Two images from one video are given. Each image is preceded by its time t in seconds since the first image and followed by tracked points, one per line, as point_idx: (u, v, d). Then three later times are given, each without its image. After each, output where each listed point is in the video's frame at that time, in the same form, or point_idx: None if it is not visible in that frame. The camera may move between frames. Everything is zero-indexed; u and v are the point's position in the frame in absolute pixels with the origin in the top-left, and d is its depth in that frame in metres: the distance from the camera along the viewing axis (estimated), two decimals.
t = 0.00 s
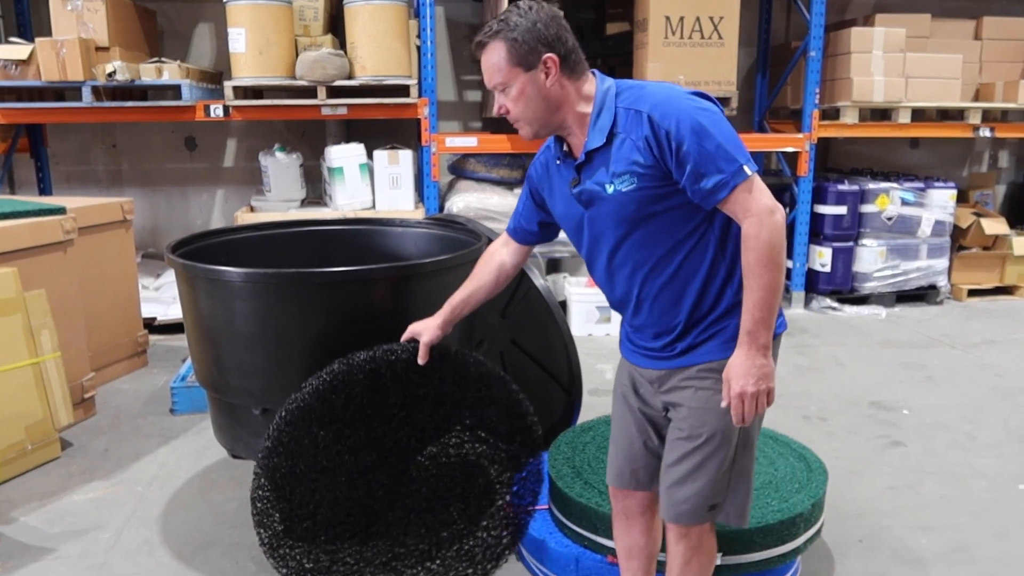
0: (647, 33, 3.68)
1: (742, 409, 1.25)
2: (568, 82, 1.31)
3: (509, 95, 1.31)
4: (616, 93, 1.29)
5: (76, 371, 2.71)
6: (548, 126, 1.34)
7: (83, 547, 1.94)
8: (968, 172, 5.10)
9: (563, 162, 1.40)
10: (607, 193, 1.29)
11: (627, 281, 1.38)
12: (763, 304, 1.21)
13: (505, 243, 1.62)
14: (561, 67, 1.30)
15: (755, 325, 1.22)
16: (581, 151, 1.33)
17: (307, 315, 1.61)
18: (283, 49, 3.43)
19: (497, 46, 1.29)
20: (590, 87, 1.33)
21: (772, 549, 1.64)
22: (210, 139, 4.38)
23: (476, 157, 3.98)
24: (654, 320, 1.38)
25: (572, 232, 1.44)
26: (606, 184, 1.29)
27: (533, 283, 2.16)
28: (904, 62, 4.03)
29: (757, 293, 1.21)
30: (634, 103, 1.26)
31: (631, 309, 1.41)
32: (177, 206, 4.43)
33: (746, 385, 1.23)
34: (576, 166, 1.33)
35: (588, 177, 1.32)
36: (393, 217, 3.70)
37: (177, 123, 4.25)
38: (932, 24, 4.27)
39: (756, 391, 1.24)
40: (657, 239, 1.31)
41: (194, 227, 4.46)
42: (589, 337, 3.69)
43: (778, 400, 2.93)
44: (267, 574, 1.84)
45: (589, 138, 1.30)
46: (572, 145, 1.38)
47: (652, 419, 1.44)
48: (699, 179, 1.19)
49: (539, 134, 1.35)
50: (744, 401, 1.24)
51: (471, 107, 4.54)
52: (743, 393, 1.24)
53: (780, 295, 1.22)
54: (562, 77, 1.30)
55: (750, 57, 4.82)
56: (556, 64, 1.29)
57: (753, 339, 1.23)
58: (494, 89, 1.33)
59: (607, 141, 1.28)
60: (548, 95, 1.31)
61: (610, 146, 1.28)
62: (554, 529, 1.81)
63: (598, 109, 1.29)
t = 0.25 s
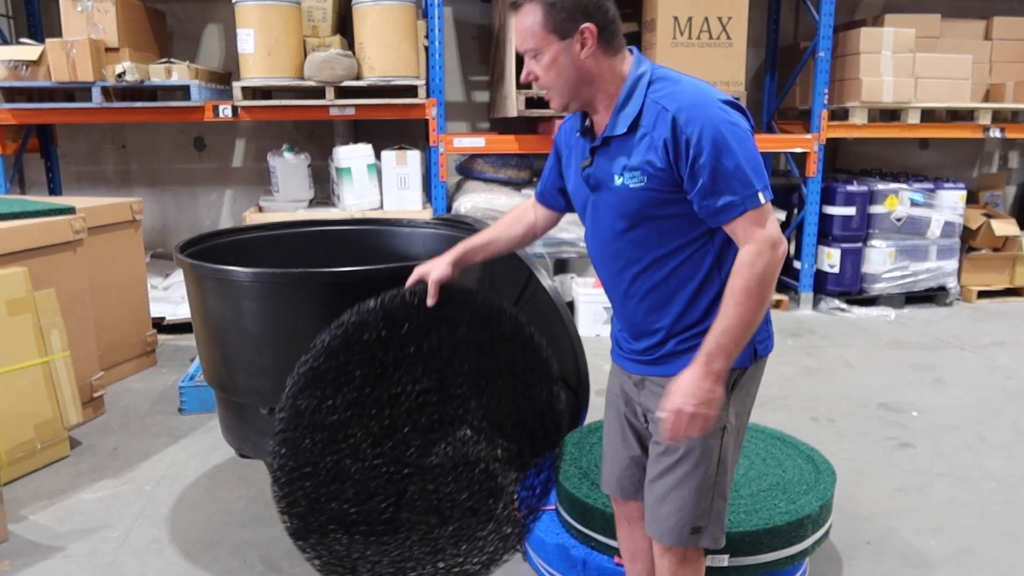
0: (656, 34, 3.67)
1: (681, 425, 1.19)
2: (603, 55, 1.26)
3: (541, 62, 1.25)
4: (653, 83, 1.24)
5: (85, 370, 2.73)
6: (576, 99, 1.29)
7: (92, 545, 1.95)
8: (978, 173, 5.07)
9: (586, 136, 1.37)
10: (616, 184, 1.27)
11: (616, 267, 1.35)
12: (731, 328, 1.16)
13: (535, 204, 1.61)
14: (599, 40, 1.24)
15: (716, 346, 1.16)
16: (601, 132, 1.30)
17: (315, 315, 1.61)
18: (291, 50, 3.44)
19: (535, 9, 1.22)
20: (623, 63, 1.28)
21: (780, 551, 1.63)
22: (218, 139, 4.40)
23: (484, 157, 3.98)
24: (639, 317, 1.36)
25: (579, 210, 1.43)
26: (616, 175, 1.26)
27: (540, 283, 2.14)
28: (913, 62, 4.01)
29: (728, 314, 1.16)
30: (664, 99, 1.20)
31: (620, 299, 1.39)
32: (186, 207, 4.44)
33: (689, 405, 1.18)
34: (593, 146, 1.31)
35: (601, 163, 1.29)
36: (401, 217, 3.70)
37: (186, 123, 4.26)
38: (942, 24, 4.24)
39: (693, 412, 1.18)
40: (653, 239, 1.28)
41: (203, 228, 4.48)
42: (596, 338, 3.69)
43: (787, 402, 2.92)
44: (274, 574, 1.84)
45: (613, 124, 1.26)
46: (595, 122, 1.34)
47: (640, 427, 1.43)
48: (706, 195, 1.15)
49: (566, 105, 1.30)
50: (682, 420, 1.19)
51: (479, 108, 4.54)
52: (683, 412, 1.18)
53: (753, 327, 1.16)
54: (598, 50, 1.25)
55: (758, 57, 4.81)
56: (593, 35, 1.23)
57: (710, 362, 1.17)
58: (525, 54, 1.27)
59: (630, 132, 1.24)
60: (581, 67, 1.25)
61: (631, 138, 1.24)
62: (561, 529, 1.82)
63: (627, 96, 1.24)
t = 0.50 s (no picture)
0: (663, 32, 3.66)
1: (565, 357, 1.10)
2: (643, 30, 1.22)
3: (579, 31, 1.20)
4: (688, 73, 1.21)
5: (93, 368, 2.74)
6: (610, 73, 1.25)
7: (100, 542, 1.96)
8: (987, 172, 5.04)
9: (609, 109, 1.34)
10: (624, 165, 1.26)
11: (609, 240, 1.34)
12: (658, 304, 1.11)
13: (553, 170, 1.60)
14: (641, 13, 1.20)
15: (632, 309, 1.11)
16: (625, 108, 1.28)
17: (322, 312, 1.61)
18: (299, 49, 3.45)
19: None
20: (661, 40, 1.25)
21: (787, 551, 1.62)
22: (226, 138, 4.41)
23: (491, 156, 3.98)
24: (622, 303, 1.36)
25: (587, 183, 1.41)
26: (626, 156, 1.25)
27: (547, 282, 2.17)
28: (922, 60, 3.98)
29: (664, 290, 1.12)
30: (694, 90, 1.17)
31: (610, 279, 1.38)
32: (194, 205, 4.46)
33: (575, 342, 1.10)
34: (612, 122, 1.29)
35: (615, 142, 1.28)
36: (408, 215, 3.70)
37: (194, 122, 4.28)
38: (952, 22, 4.21)
39: (573, 339, 1.10)
40: (648, 225, 1.27)
41: (211, 226, 4.50)
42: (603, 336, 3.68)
43: (795, 401, 2.91)
44: (281, 571, 1.85)
45: (639, 103, 1.24)
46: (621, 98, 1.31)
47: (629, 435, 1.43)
48: (703, 196, 1.14)
49: (599, 77, 1.25)
50: (555, 352, 1.10)
51: (486, 106, 4.54)
52: (568, 348, 1.10)
53: (684, 313, 1.12)
54: (639, 24, 1.21)
55: (766, 56, 4.79)
56: (637, 7, 1.19)
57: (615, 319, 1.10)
58: (562, 21, 1.22)
59: (652, 117, 1.22)
60: (621, 40, 1.21)
61: (652, 123, 1.22)
62: (568, 529, 1.82)
63: (660, 78, 1.22)
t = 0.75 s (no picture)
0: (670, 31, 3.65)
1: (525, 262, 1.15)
2: (662, 21, 1.22)
3: (603, 18, 1.19)
4: (701, 66, 1.22)
5: (100, 366, 2.75)
6: (630, 62, 1.24)
7: (107, 540, 1.97)
8: (996, 172, 5.02)
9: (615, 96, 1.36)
10: (628, 149, 1.27)
11: (604, 221, 1.34)
12: (635, 254, 1.12)
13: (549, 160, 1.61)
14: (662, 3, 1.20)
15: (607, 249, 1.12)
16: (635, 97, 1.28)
17: (328, 312, 1.61)
18: (305, 48, 3.46)
19: None
20: (675, 32, 1.26)
21: (791, 552, 1.62)
22: (233, 137, 4.42)
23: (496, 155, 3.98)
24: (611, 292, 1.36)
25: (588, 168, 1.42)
26: (630, 141, 1.26)
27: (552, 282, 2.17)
28: (930, 60, 3.97)
29: (638, 241, 1.12)
30: (704, 82, 1.19)
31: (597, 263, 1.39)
32: (201, 205, 4.47)
33: (541, 248, 1.13)
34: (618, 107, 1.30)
35: (621, 127, 1.29)
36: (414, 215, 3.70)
37: (201, 121, 4.29)
38: (960, 21, 4.19)
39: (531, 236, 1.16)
40: (644, 209, 1.27)
41: (217, 225, 4.51)
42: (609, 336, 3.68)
43: (801, 402, 2.90)
44: (287, 570, 1.85)
45: (650, 91, 1.25)
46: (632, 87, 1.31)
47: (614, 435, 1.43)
48: (700, 179, 1.14)
49: (617, 66, 1.24)
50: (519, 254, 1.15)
51: (492, 106, 4.54)
52: (531, 253, 1.14)
53: (654, 268, 1.12)
54: (659, 14, 1.21)
55: (774, 55, 4.77)
56: None
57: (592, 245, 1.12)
58: (585, 7, 1.20)
59: (660, 105, 1.23)
60: (642, 28, 1.21)
61: (659, 110, 1.24)
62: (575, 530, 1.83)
63: (672, 68, 1.23)
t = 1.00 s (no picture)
0: (674, 31, 3.65)
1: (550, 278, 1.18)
2: (644, 26, 1.26)
3: (593, 23, 1.21)
4: (681, 65, 1.26)
5: (105, 365, 2.76)
6: (616, 66, 1.26)
7: (112, 538, 1.97)
8: (1001, 172, 5.00)
9: (594, 97, 1.37)
10: (616, 145, 1.27)
11: (590, 218, 1.34)
12: (651, 252, 1.13)
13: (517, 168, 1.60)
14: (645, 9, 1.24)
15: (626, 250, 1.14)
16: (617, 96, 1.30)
17: (332, 311, 1.61)
18: (310, 48, 3.46)
19: None
20: (654, 37, 1.29)
21: (796, 553, 1.61)
22: (237, 136, 4.43)
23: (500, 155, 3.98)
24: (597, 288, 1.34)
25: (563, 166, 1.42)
26: (617, 136, 1.27)
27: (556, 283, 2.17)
28: (936, 59, 3.95)
29: (653, 240, 1.14)
30: (688, 81, 1.22)
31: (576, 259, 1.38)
32: (205, 204, 4.48)
33: (563, 260, 1.16)
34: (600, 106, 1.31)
35: (605, 124, 1.30)
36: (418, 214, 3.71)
37: (205, 121, 4.30)
38: (966, 21, 4.17)
39: (555, 248, 1.17)
40: (634, 204, 1.28)
41: (222, 224, 4.52)
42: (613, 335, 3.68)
43: (805, 402, 2.90)
44: (290, 569, 1.85)
45: (633, 90, 1.26)
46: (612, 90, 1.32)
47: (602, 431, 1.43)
48: (700, 171, 1.17)
49: (604, 69, 1.26)
50: (540, 268, 1.18)
51: (496, 105, 4.54)
52: (553, 265, 1.17)
53: (668, 262, 1.14)
54: (643, 19, 1.25)
55: (778, 55, 4.76)
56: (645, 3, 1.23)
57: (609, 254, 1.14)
58: (574, 12, 1.21)
59: (645, 102, 1.25)
60: (629, 32, 1.23)
61: (644, 107, 1.25)
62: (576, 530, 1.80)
63: (653, 68, 1.26)
